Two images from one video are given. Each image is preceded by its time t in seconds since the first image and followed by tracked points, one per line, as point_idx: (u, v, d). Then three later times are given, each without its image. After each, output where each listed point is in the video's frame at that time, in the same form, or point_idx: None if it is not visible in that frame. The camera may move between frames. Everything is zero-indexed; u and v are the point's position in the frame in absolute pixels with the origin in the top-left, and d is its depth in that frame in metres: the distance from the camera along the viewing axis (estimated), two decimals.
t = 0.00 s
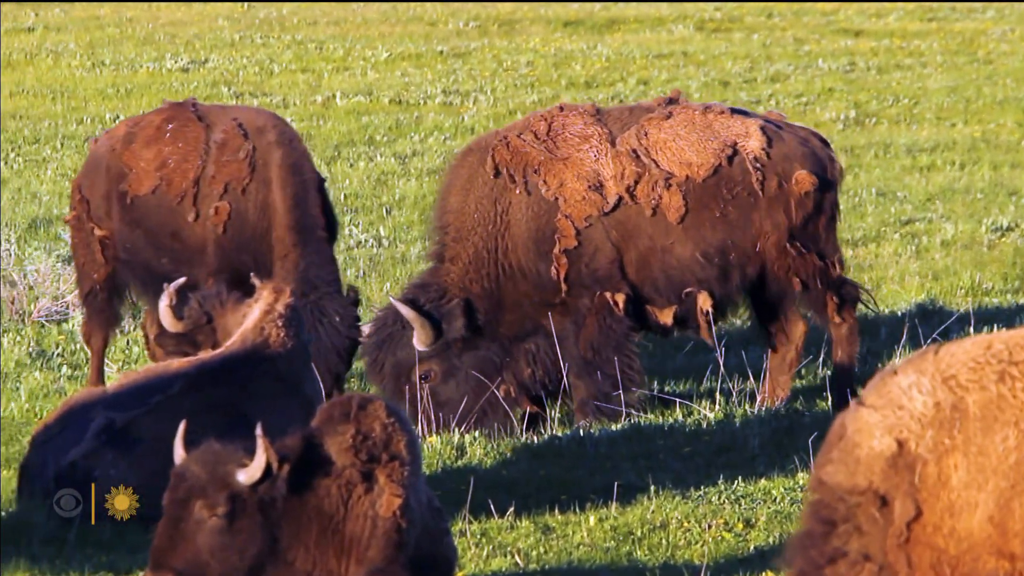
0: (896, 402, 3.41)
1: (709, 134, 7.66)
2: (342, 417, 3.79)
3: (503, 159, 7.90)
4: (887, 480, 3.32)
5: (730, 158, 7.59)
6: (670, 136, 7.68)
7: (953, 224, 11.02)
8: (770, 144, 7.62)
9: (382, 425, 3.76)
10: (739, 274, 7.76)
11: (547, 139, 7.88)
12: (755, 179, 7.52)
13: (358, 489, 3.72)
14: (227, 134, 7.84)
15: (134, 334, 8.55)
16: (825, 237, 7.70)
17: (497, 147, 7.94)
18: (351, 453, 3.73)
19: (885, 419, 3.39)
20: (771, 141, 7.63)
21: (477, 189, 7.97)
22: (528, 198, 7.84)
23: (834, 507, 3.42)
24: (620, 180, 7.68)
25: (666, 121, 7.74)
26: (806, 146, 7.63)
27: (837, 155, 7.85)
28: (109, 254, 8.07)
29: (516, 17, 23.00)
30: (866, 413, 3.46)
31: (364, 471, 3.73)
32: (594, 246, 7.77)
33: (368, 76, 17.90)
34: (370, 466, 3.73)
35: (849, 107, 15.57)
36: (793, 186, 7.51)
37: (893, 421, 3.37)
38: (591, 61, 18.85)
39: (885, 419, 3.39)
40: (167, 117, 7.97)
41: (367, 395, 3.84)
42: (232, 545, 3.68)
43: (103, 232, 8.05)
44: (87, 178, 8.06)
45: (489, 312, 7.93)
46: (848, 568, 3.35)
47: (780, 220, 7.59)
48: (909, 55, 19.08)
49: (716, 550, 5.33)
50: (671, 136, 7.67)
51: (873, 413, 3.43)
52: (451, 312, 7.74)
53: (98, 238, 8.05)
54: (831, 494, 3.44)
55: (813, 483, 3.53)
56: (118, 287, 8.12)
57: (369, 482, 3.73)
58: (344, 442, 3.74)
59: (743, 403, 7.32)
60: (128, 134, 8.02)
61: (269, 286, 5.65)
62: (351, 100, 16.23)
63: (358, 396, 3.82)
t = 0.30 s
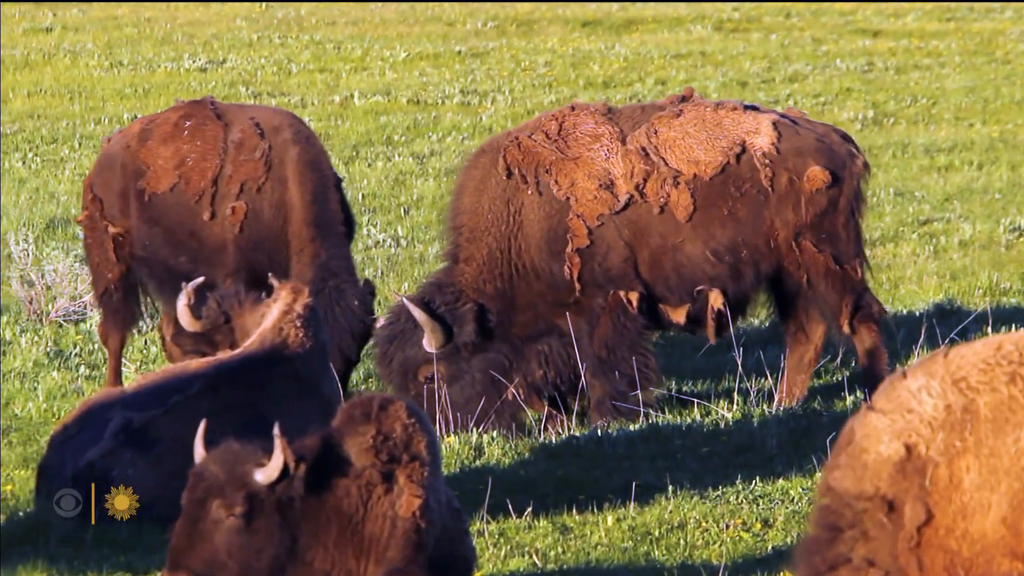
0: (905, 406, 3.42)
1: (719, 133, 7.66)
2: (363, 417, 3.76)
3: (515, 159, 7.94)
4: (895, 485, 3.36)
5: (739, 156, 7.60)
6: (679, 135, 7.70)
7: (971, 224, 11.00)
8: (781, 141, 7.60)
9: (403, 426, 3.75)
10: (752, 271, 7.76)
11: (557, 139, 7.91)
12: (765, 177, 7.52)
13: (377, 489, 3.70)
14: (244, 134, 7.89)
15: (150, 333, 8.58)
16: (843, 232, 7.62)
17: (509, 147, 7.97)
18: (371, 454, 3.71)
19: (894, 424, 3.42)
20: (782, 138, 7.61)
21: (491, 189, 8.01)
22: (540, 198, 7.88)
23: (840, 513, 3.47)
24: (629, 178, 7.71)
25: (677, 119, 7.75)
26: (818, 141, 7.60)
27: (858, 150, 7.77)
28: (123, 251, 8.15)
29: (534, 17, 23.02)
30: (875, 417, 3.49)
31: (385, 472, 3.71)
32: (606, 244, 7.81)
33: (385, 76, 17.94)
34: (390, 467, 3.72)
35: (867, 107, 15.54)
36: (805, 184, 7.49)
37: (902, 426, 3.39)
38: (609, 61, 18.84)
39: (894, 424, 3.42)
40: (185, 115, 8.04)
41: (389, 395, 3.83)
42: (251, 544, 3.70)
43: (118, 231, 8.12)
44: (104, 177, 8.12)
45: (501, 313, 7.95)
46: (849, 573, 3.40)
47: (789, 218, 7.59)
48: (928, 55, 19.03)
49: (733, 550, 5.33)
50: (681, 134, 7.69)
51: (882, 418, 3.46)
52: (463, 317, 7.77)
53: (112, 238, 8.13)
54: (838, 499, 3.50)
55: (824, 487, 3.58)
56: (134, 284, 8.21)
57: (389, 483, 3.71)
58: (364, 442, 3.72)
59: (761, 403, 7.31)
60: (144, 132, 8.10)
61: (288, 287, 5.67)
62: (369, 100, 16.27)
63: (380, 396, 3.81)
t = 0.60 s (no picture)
0: (918, 404, 3.44)
1: (730, 134, 7.67)
2: (376, 417, 3.75)
3: (525, 160, 7.98)
4: (904, 481, 3.35)
5: (749, 157, 7.60)
6: (690, 136, 7.70)
7: (985, 225, 10.98)
8: (793, 141, 7.60)
9: (416, 426, 3.72)
10: (763, 271, 7.74)
11: (567, 140, 7.93)
12: (776, 177, 7.51)
13: (391, 489, 3.69)
14: (258, 133, 7.99)
15: (164, 334, 8.61)
16: (859, 234, 7.56)
17: (520, 147, 8.01)
18: (384, 454, 3.70)
19: (905, 421, 3.43)
20: (794, 138, 7.61)
21: (501, 190, 8.05)
22: (549, 199, 7.90)
23: (849, 509, 3.45)
24: (639, 178, 7.71)
25: (688, 121, 7.77)
26: (831, 141, 7.58)
27: (873, 150, 7.74)
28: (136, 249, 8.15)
29: (548, 17, 23.07)
30: (887, 415, 3.50)
31: (398, 472, 3.70)
32: (616, 244, 7.79)
33: (400, 76, 18.00)
34: (404, 467, 3.70)
35: (881, 108, 15.52)
36: (817, 184, 7.47)
37: (913, 423, 3.41)
38: (622, 61, 18.85)
39: (906, 421, 3.43)
40: (201, 117, 8.12)
41: (403, 396, 3.80)
42: (265, 546, 3.71)
43: (130, 229, 8.13)
44: (116, 177, 8.14)
45: (504, 313, 7.99)
46: (854, 567, 3.37)
47: (801, 218, 7.58)
48: (942, 55, 19.00)
49: (747, 550, 5.35)
50: (692, 135, 7.70)
51: (894, 416, 3.47)
52: (457, 322, 7.78)
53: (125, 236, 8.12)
54: (848, 494, 3.47)
55: (835, 485, 3.56)
56: (145, 284, 8.19)
57: (402, 483, 3.70)
58: (378, 443, 3.71)
59: (774, 403, 7.30)
60: (158, 132, 8.14)
61: (302, 287, 5.68)
62: (383, 101, 16.33)
63: (393, 396, 3.77)
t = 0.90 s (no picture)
0: (926, 408, 3.44)
1: (742, 134, 7.69)
2: (386, 417, 3.77)
3: (537, 161, 7.99)
4: (916, 487, 3.35)
5: (762, 157, 7.62)
6: (702, 136, 7.71)
7: (997, 225, 10.97)
8: (805, 140, 7.62)
9: (426, 426, 3.75)
10: (776, 270, 7.76)
11: (580, 140, 7.94)
12: (788, 176, 7.54)
13: (402, 489, 3.73)
14: (268, 133, 8.02)
15: (176, 334, 8.65)
16: (870, 234, 7.61)
17: (532, 148, 8.02)
18: (395, 454, 3.72)
19: (914, 426, 3.43)
20: (806, 138, 7.63)
21: (513, 191, 8.07)
22: (561, 199, 7.91)
23: (861, 513, 3.44)
24: (652, 179, 7.72)
25: (700, 121, 7.77)
26: (843, 140, 7.61)
27: (884, 150, 7.78)
28: (151, 250, 8.22)
29: (561, 17, 23.10)
30: (895, 419, 3.49)
31: (408, 472, 3.73)
32: (631, 245, 7.79)
33: (412, 76, 18.03)
34: (414, 467, 3.73)
35: (893, 108, 15.51)
36: (829, 182, 7.50)
37: (922, 428, 3.40)
38: (634, 61, 18.87)
39: (915, 426, 3.43)
40: (215, 118, 8.14)
41: (412, 396, 3.83)
42: (277, 545, 3.73)
43: (145, 230, 8.20)
44: (130, 177, 8.18)
45: (512, 314, 8.00)
46: None
47: (812, 218, 7.61)
48: (955, 55, 18.97)
49: (759, 550, 5.36)
50: (704, 136, 7.71)
51: (903, 420, 3.46)
52: (459, 322, 7.79)
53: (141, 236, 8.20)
54: (859, 499, 3.47)
55: (842, 488, 3.55)
56: (159, 285, 8.27)
57: (414, 483, 3.73)
58: (388, 443, 3.73)
59: (787, 403, 7.30)
60: (173, 132, 8.16)
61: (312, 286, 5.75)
62: (395, 101, 16.36)
63: (402, 396, 3.80)
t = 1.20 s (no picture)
0: (931, 406, 3.44)
1: (754, 134, 7.69)
2: (400, 417, 3.79)
3: (549, 161, 8.01)
4: (920, 485, 3.36)
5: (774, 157, 7.62)
6: (714, 136, 7.72)
7: (1009, 225, 10.96)
8: (817, 139, 7.62)
9: (440, 427, 3.78)
10: (788, 270, 7.76)
11: (592, 140, 7.95)
12: (800, 175, 7.54)
13: (415, 490, 3.75)
14: (282, 133, 8.05)
15: (189, 335, 8.70)
16: (883, 233, 7.60)
17: (544, 148, 8.04)
18: (408, 455, 3.74)
19: (919, 423, 3.43)
20: (818, 137, 7.63)
21: (524, 191, 8.09)
22: (573, 199, 7.92)
23: (863, 511, 3.43)
24: (664, 178, 7.72)
25: (712, 121, 7.78)
26: (855, 139, 7.62)
27: (896, 150, 7.78)
28: (168, 251, 8.28)
29: (572, 18, 23.11)
30: (899, 416, 3.49)
31: (422, 473, 3.75)
32: (643, 245, 7.79)
33: (424, 77, 18.07)
34: (428, 468, 3.75)
35: (905, 108, 15.49)
36: (842, 182, 7.49)
37: (927, 425, 3.41)
38: (646, 62, 18.87)
39: (920, 423, 3.43)
40: (233, 119, 8.18)
41: (426, 397, 3.85)
42: (289, 546, 3.74)
43: (162, 232, 8.27)
44: (147, 178, 8.26)
45: (523, 313, 8.01)
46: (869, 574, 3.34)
47: (825, 217, 7.60)
48: (967, 56, 18.94)
49: (771, 551, 5.37)
50: (716, 136, 7.72)
51: (908, 417, 3.46)
52: (471, 318, 7.80)
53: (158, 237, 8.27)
54: (863, 495, 3.46)
55: (846, 485, 3.55)
56: (175, 287, 8.33)
57: (427, 484, 3.76)
58: (401, 444, 3.75)
59: (800, 404, 7.31)
60: (191, 133, 8.22)
61: (326, 288, 5.79)
62: (407, 101, 16.40)
63: (416, 397, 3.83)
